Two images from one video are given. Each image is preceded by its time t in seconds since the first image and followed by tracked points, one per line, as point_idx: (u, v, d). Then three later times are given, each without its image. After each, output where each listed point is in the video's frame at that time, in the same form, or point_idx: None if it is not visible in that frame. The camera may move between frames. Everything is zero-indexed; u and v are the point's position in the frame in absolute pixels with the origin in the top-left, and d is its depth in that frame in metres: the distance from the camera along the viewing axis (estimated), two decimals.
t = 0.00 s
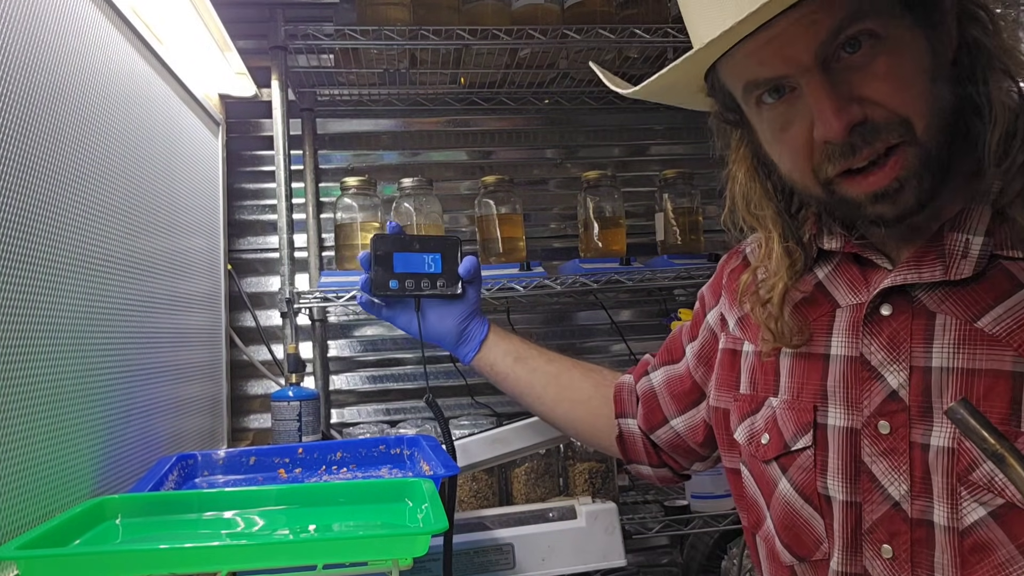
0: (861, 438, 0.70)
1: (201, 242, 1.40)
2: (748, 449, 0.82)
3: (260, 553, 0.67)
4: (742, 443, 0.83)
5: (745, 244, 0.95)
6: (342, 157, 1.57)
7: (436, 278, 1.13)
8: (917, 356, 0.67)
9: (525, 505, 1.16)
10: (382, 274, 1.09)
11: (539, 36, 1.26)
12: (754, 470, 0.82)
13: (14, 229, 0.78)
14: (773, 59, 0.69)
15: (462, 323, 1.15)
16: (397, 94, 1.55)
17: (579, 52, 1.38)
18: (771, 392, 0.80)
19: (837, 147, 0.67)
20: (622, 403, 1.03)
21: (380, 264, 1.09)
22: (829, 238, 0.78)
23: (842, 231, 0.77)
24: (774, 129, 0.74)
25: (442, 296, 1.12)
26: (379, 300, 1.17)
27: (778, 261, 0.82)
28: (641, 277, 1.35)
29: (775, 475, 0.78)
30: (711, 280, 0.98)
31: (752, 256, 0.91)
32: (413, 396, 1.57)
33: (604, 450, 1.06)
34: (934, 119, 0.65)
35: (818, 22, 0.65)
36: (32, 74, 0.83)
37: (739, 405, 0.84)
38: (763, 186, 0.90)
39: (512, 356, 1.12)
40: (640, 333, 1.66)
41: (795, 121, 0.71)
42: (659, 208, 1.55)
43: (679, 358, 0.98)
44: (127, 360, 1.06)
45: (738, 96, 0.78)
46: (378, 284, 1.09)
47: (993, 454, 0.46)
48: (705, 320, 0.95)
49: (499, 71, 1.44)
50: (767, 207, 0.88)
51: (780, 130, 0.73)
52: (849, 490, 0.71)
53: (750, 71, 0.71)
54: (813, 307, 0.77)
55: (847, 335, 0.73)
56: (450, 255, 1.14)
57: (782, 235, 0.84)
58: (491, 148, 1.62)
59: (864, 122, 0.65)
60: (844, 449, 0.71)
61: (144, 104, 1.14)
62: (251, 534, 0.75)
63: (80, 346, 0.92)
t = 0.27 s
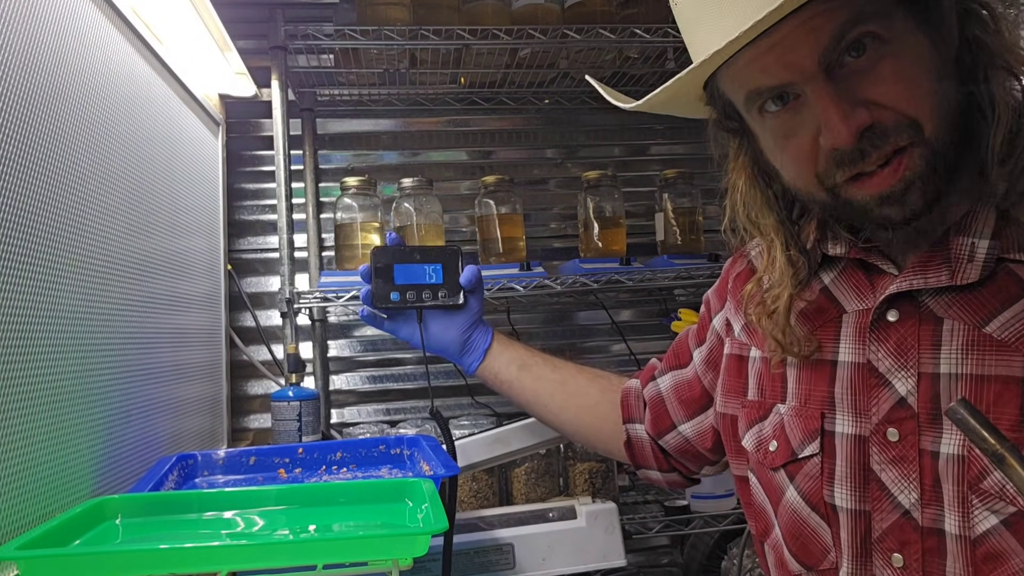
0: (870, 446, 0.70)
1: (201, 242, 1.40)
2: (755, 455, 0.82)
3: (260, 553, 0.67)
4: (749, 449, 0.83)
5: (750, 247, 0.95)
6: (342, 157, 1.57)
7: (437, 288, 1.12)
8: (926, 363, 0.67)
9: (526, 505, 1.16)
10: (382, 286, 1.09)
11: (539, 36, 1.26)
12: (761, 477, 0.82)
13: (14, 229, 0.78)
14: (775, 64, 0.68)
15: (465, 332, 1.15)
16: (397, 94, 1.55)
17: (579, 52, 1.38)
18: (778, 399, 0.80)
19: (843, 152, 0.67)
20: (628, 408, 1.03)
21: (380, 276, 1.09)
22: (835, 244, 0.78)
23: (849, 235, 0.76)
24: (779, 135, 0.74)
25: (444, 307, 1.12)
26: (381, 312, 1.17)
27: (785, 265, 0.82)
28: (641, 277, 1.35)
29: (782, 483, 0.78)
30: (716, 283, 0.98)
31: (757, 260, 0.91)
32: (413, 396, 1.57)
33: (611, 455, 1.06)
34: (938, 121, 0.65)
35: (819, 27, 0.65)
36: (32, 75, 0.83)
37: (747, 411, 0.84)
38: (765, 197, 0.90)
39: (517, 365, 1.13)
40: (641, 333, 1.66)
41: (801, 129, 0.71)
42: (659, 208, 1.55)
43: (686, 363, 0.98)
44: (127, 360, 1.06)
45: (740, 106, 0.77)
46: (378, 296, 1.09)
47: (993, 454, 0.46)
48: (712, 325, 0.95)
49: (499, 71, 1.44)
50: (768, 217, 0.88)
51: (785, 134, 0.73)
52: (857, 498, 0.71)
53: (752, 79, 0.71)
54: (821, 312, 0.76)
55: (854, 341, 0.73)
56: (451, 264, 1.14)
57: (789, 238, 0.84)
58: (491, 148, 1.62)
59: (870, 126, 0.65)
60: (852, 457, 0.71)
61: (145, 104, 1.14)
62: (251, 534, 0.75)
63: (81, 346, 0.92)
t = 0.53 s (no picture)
0: (880, 447, 0.70)
1: (201, 242, 1.40)
2: (766, 455, 0.82)
3: (259, 553, 0.66)
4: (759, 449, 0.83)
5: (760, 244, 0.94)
6: (341, 157, 1.57)
7: (442, 285, 1.12)
8: (937, 366, 0.67)
9: (526, 505, 1.15)
10: (388, 283, 1.09)
11: (539, 35, 1.26)
12: (771, 476, 0.82)
13: (14, 230, 0.78)
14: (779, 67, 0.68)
15: (471, 328, 1.15)
16: (396, 93, 1.55)
17: (579, 51, 1.38)
18: (789, 398, 0.80)
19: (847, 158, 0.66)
20: (634, 405, 1.03)
21: (385, 273, 1.10)
22: (847, 244, 0.77)
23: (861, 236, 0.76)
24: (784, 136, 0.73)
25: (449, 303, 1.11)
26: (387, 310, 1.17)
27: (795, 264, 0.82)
28: (641, 277, 1.35)
29: (793, 482, 0.78)
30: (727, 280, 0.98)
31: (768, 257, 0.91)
32: (413, 396, 1.57)
33: (620, 450, 1.06)
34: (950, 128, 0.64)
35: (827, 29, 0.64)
36: (33, 75, 0.83)
37: (758, 410, 0.84)
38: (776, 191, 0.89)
39: (524, 361, 1.12)
40: (641, 333, 1.66)
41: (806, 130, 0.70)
42: (659, 208, 1.55)
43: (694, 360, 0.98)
44: (126, 360, 1.06)
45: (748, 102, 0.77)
46: (384, 293, 1.09)
47: (993, 454, 0.47)
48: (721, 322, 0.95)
49: (499, 70, 1.44)
50: (778, 211, 0.87)
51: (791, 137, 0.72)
52: (868, 499, 0.71)
53: (758, 80, 0.71)
54: (831, 313, 0.76)
55: (866, 342, 0.73)
56: (456, 261, 1.13)
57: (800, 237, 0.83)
58: (491, 148, 1.62)
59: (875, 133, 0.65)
60: (863, 458, 0.71)
61: (144, 104, 1.14)
62: (251, 535, 0.75)
63: (80, 346, 0.92)
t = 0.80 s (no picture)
0: (875, 432, 0.71)
1: (201, 242, 1.40)
2: (766, 439, 0.82)
3: (259, 554, 0.66)
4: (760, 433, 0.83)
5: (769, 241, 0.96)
6: (341, 157, 1.57)
7: (445, 283, 1.12)
8: (930, 355, 0.68)
9: (526, 505, 1.15)
10: (392, 280, 1.09)
11: (539, 35, 1.26)
12: (771, 459, 0.81)
13: (14, 230, 0.78)
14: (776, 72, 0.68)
15: (472, 327, 1.15)
16: (397, 93, 1.55)
17: (579, 51, 1.38)
18: (791, 384, 0.80)
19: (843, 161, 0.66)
20: (636, 401, 1.02)
21: (390, 270, 1.09)
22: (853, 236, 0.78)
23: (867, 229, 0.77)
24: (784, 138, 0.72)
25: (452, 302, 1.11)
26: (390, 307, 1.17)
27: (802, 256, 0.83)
28: (641, 277, 1.35)
29: (792, 464, 0.77)
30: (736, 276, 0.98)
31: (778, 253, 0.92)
32: (413, 396, 1.57)
33: (618, 449, 1.06)
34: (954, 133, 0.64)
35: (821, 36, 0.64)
36: (32, 75, 0.83)
37: (760, 396, 0.84)
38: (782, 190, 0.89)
39: (524, 360, 1.12)
40: (641, 333, 1.66)
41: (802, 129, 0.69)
42: (659, 208, 1.55)
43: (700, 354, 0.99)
44: (126, 360, 1.06)
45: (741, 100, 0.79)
46: (388, 290, 1.09)
47: (995, 454, 0.48)
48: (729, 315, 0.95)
49: (499, 70, 1.44)
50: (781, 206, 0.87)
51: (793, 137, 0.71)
52: (861, 481, 0.71)
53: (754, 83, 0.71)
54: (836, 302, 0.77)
55: (865, 332, 0.73)
56: (459, 260, 1.14)
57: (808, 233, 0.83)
58: (491, 148, 1.62)
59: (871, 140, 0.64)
60: (858, 442, 0.72)
61: (144, 104, 1.14)
62: (251, 535, 0.75)
63: (80, 346, 0.92)
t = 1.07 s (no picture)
0: (861, 426, 0.74)
1: (201, 242, 1.40)
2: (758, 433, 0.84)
3: (259, 553, 0.67)
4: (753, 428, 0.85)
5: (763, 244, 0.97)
6: (342, 157, 1.57)
7: (447, 282, 1.13)
8: (913, 353, 0.71)
9: (526, 505, 1.16)
10: (395, 279, 1.09)
11: (539, 36, 1.26)
12: (764, 452, 0.83)
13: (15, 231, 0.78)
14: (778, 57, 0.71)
15: (472, 326, 1.15)
16: (397, 94, 1.55)
17: (579, 52, 1.39)
18: (781, 381, 0.82)
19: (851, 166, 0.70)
20: (631, 398, 1.03)
21: (393, 269, 1.09)
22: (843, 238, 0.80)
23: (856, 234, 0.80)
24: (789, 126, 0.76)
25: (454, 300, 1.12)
26: (392, 304, 1.16)
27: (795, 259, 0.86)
28: (641, 277, 1.35)
29: (782, 457, 0.80)
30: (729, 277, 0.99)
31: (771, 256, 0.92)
32: (413, 396, 1.57)
33: (615, 447, 1.07)
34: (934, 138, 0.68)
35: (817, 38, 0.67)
36: (33, 76, 0.83)
37: (752, 393, 0.86)
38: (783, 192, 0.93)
39: (522, 359, 1.12)
40: (640, 333, 1.66)
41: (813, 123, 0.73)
42: (659, 208, 1.55)
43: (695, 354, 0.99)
44: (127, 360, 1.06)
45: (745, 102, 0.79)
46: (392, 288, 1.08)
47: (993, 455, 0.47)
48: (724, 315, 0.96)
49: (499, 71, 1.45)
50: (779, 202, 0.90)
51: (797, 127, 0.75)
52: (848, 471, 0.74)
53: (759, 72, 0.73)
54: (825, 303, 0.80)
55: (853, 330, 0.76)
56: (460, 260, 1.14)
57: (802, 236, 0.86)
58: (491, 148, 1.63)
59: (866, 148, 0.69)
60: (845, 435, 0.74)
61: (145, 105, 1.14)
62: (251, 534, 0.75)
63: (81, 347, 0.92)
